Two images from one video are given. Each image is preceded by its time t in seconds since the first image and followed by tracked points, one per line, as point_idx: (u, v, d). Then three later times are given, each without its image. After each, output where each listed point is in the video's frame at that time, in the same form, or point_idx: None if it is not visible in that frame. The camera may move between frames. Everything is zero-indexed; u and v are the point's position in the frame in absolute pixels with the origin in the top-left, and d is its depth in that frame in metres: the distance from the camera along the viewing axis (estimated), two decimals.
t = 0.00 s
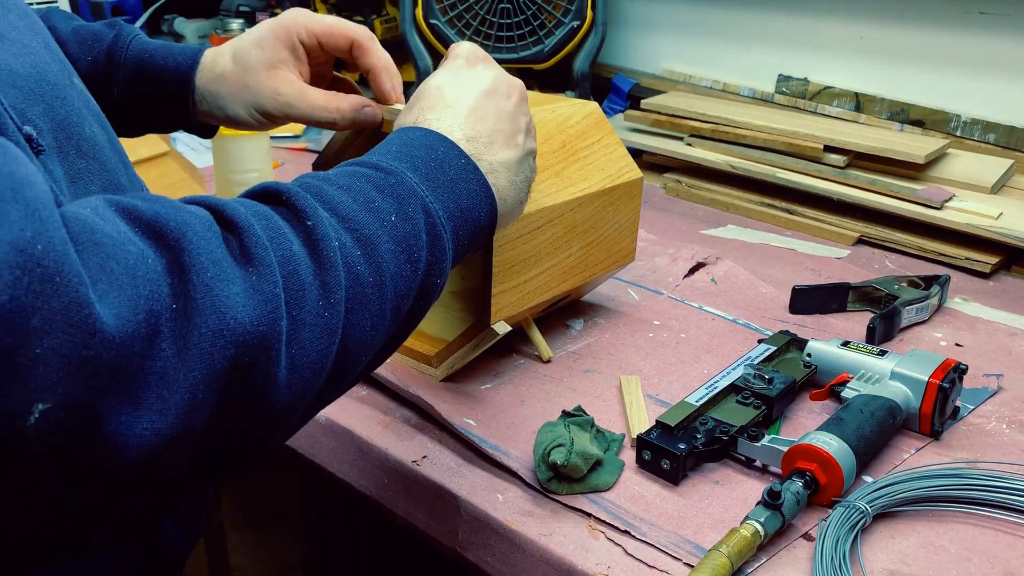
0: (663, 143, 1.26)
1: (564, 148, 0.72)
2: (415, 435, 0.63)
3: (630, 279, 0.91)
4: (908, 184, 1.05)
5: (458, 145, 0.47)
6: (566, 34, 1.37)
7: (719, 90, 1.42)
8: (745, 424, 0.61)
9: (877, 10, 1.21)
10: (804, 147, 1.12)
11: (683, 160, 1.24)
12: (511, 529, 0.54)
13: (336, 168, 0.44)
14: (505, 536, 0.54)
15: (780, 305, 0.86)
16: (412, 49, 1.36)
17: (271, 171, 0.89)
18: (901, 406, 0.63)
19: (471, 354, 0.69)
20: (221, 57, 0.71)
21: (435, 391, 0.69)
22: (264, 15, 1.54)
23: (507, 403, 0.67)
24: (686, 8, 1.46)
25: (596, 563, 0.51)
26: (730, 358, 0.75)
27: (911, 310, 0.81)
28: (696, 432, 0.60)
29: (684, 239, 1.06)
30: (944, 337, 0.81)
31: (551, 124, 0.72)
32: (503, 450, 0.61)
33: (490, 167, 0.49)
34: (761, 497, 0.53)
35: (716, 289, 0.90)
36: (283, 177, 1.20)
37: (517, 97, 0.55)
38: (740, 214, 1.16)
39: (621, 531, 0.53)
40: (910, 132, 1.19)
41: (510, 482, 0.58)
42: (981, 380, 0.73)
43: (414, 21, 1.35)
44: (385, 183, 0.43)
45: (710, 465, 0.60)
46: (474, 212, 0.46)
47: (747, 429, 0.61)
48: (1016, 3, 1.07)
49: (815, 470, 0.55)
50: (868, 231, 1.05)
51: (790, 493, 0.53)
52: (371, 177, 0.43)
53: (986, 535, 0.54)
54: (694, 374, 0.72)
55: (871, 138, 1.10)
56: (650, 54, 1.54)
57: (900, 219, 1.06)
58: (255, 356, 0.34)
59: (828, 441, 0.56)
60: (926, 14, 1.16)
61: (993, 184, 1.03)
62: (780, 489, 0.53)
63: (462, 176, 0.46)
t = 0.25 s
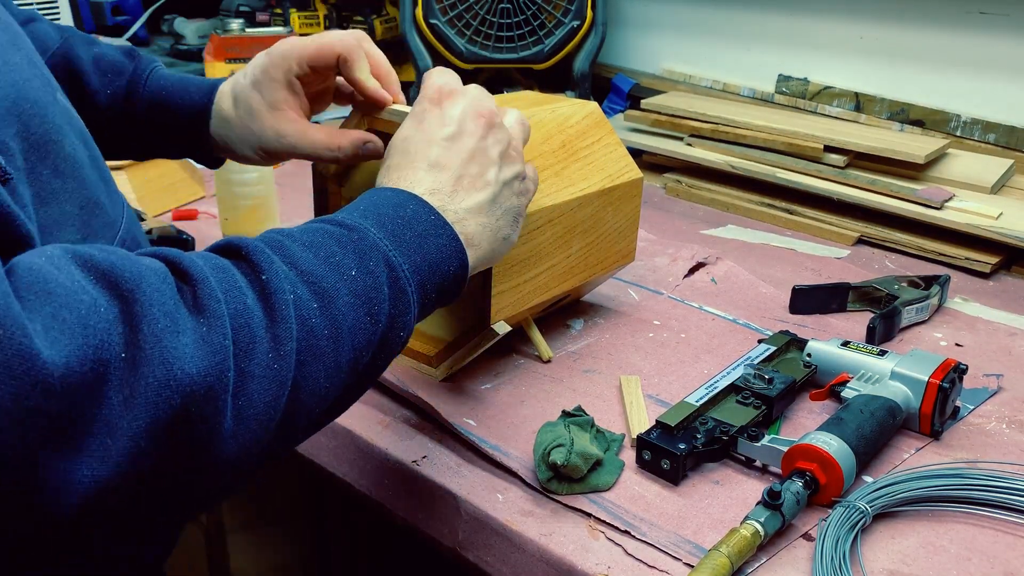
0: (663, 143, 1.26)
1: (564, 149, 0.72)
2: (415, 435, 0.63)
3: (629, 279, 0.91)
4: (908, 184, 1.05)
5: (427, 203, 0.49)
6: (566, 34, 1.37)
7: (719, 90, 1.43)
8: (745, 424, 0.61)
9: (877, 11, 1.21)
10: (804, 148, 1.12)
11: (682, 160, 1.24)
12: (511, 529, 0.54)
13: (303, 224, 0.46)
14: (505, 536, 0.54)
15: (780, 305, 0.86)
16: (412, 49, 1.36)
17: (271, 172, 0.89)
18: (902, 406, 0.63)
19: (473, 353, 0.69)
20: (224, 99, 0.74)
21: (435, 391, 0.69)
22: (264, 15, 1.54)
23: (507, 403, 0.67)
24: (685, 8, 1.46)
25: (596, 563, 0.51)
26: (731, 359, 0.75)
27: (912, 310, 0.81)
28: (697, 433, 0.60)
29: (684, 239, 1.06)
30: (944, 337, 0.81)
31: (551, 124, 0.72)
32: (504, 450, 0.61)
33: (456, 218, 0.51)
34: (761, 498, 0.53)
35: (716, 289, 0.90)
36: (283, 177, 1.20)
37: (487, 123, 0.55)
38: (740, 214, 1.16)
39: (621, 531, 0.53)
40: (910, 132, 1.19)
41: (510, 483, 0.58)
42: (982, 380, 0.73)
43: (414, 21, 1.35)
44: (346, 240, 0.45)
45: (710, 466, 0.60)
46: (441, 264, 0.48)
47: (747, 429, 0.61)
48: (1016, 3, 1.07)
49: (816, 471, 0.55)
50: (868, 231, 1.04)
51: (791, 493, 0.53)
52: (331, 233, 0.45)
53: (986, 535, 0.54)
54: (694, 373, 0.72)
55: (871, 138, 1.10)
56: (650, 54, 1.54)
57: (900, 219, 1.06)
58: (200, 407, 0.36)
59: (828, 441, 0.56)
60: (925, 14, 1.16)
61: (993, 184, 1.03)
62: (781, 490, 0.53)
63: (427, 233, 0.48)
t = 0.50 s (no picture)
0: (662, 143, 1.26)
1: (565, 149, 0.72)
2: (416, 435, 0.63)
3: (629, 279, 0.91)
4: (908, 184, 1.05)
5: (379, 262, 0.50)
6: (566, 34, 1.37)
7: (718, 90, 1.43)
8: (745, 425, 0.61)
9: (877, 11, 1.21)
10: (804, 148, 1.12)
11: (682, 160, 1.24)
12: (511, 529, 0.54)
13: (243, 305, 0.48)
14: (505, 536, 0.54)
15: (780, 305, 0.86)
16: (412, 49, 1.36)
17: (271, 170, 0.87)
18: (901, 406, 0.63)
19: (473, 354, 0.69)
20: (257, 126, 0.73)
21: (435, 391, 0.69)
22: (264, 15, 1.54)
23: (507, 403, 0.68)
24: (685, 8, 1.46)
25: (596, 563, 0.51)
26: (731, 359, 0.75)
27: (911, 310, 0.81)
28: (696, 433, 0.60)
29: (684, 239, 1.06)
30: (944, 337, 0.81)
31: (551, 124, 0.72)
32: (504, 450, 0.61)
33: (423, 260, 0.51)
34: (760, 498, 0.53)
35: (716, 289, 0.90)
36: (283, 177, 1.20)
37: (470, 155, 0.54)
38: (739, 214, 1.16)
39: (621, 531, 0.53)
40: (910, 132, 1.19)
41: (510, 483, 0.58)
42: (982, 379, 0.73)
43: (414, 21, 1.35)
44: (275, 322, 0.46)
45: (710, 465, 0.60)
46: (382, 331, 0.48)
47: (747, 429, 0.61)
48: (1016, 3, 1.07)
49: (815, 470, 0.55)
50: (868, 231, 1.05)
51: (790, 492, 0.53)
52: (260, 315, 0.46)
53: (986, 535, 0.54)
54: (694, 374, 0.72)
55: (871, 138, 1.10)
56: (650, 54, 1.54)
57: (899, 219, 1.06)
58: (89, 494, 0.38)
59: (829, 442, 0.56)
60: (925, 14, 1.17)
61: (993, 184, 1.03)
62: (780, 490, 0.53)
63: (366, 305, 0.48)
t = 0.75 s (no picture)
0: (663, 143, 1.26)
1: (564, 150, 0.72)
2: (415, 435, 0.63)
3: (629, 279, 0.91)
4: (908, 184, 1.05)
5: (473, 198, 0.48)
6: (566, 34, 1.37)
7: (718, 90, 1.43)
8: (745, 425, 0.61)
9: (877, 11, 1.21)
10: (804, 148, 1.12)
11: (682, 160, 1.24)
12: (511, 529, 0.54)
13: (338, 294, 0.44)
14: (505, 536, 0.54)
15: (780, 305, 0.86)
16: (413, 50, 1.36)
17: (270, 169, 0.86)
18: (901, 407, 0.63)
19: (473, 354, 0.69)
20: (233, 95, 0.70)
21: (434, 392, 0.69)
22: (264, 15, 1.54)
23: (506, 403, 0.68)
24: (685, 8, 1.46)
25: (596, 563, 0.51)
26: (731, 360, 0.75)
27: (911, 310, 0.81)
28: (696, 434, 0.60)
29: (684, 239, 1.06)
30: (944, 337, 0.81)
31: (551, 124, 0.72)
32: (503, 451, 0.61)
33: (506, 192, 0.50)
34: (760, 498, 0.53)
35: (716, 289, 0.90)
36: (283, 177, 1.20)
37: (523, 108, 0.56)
38: (740, 214, 1.16)
39: (621, 531, 0.53)
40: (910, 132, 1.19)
41: (510, 483, 0.58)
42: (982, 379, 0.73)
43: (414, 21, 1.35)
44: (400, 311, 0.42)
45: (710, 466, 0.60)
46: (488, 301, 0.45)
47: (747, 429, 0.61)
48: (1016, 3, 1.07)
49: (814, 470, 0.55)
50: (868, 231, 1.05)
51: (791, 493, 0.53)
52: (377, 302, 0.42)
53: (986, 536, 0.54)
54: (693, 374, 0.72)
55: (871, 138, 1.10)
56: (650, 54, 1.54)
57: (899, 219, 1.06)
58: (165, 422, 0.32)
59: (829, 442, 0.56)
60: (925, 15, 1.17)
61: (993, 184, 1.03)
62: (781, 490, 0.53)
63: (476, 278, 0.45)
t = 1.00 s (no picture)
0: (663, 143, 1.26)
1: (565, 149, 0.72)
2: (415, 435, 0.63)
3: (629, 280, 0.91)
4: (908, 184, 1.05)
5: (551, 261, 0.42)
6: (566, 34, 1.37)
7: (718, 90, 1.42)
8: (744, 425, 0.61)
9: (877, 11, 1.21)
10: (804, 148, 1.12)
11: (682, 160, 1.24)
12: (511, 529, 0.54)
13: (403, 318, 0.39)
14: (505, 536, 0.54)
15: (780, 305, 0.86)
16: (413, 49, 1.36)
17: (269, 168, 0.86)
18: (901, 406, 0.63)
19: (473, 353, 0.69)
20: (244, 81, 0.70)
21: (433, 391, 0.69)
22: (264, 15, 1.54)
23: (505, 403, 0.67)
24: (685, 9, 1.46)
25: (596, 563, 0.51)
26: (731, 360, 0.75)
27: (911, 310, 0.81)
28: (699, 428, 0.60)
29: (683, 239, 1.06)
30: (944, 337, 0.81)
31: (551, 124, 0.72)
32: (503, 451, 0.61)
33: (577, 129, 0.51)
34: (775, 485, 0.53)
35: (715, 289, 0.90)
36: (283, 177, 1.20)
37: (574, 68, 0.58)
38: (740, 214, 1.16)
39: (621, 531, 0.53)
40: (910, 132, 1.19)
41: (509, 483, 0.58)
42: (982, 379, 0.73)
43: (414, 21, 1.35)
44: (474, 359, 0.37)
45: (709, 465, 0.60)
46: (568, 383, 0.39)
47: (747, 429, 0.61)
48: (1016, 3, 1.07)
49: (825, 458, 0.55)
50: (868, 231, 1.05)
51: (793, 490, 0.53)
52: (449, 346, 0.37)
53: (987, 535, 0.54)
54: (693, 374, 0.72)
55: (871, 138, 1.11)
56: (650, 54, 1.54)
57: (900, 219, 1.06)
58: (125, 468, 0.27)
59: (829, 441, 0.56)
60: (925, 15, 1.17)
61: (993, 184, 1.03)
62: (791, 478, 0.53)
63: (587, 344, 0.40)
